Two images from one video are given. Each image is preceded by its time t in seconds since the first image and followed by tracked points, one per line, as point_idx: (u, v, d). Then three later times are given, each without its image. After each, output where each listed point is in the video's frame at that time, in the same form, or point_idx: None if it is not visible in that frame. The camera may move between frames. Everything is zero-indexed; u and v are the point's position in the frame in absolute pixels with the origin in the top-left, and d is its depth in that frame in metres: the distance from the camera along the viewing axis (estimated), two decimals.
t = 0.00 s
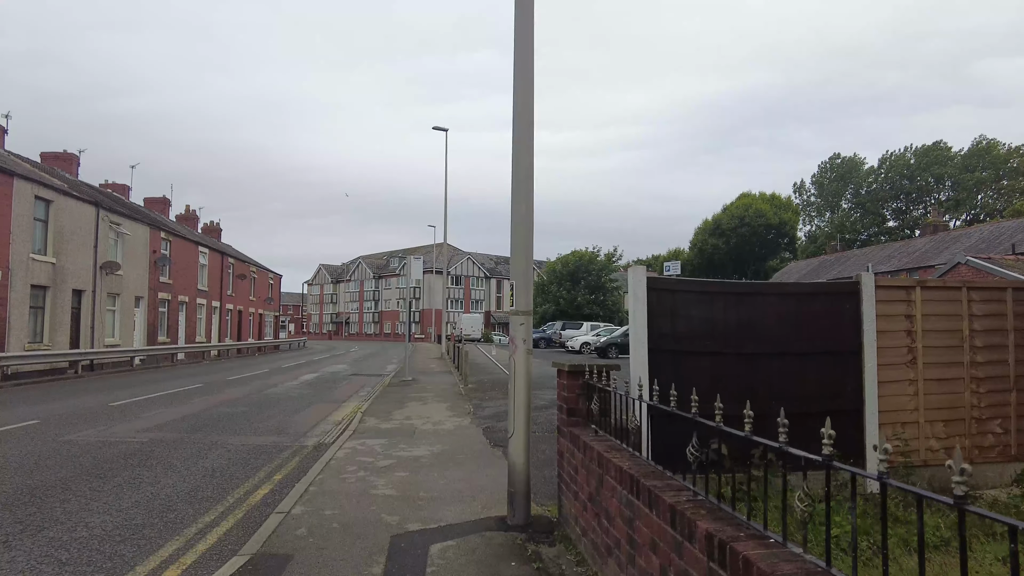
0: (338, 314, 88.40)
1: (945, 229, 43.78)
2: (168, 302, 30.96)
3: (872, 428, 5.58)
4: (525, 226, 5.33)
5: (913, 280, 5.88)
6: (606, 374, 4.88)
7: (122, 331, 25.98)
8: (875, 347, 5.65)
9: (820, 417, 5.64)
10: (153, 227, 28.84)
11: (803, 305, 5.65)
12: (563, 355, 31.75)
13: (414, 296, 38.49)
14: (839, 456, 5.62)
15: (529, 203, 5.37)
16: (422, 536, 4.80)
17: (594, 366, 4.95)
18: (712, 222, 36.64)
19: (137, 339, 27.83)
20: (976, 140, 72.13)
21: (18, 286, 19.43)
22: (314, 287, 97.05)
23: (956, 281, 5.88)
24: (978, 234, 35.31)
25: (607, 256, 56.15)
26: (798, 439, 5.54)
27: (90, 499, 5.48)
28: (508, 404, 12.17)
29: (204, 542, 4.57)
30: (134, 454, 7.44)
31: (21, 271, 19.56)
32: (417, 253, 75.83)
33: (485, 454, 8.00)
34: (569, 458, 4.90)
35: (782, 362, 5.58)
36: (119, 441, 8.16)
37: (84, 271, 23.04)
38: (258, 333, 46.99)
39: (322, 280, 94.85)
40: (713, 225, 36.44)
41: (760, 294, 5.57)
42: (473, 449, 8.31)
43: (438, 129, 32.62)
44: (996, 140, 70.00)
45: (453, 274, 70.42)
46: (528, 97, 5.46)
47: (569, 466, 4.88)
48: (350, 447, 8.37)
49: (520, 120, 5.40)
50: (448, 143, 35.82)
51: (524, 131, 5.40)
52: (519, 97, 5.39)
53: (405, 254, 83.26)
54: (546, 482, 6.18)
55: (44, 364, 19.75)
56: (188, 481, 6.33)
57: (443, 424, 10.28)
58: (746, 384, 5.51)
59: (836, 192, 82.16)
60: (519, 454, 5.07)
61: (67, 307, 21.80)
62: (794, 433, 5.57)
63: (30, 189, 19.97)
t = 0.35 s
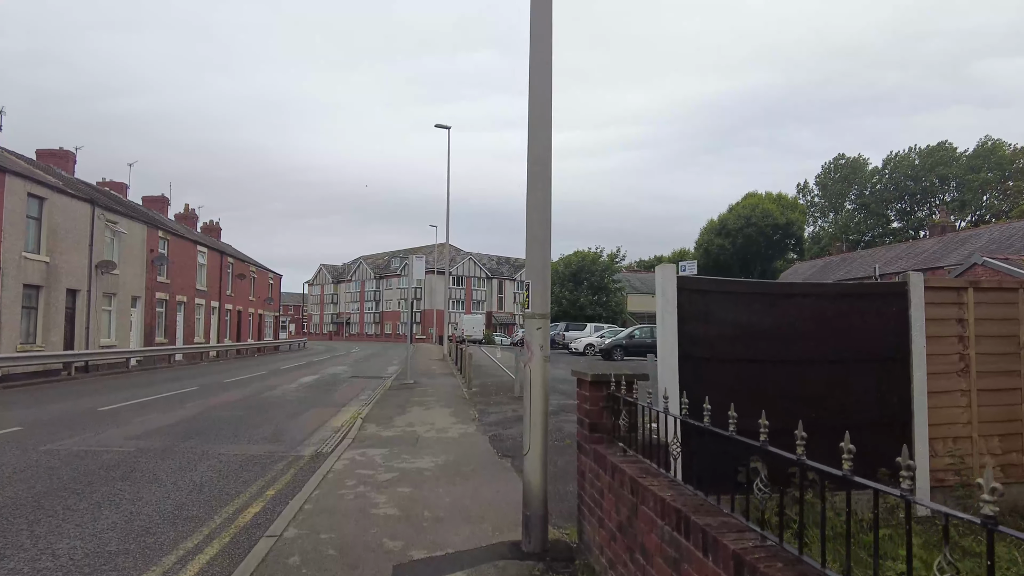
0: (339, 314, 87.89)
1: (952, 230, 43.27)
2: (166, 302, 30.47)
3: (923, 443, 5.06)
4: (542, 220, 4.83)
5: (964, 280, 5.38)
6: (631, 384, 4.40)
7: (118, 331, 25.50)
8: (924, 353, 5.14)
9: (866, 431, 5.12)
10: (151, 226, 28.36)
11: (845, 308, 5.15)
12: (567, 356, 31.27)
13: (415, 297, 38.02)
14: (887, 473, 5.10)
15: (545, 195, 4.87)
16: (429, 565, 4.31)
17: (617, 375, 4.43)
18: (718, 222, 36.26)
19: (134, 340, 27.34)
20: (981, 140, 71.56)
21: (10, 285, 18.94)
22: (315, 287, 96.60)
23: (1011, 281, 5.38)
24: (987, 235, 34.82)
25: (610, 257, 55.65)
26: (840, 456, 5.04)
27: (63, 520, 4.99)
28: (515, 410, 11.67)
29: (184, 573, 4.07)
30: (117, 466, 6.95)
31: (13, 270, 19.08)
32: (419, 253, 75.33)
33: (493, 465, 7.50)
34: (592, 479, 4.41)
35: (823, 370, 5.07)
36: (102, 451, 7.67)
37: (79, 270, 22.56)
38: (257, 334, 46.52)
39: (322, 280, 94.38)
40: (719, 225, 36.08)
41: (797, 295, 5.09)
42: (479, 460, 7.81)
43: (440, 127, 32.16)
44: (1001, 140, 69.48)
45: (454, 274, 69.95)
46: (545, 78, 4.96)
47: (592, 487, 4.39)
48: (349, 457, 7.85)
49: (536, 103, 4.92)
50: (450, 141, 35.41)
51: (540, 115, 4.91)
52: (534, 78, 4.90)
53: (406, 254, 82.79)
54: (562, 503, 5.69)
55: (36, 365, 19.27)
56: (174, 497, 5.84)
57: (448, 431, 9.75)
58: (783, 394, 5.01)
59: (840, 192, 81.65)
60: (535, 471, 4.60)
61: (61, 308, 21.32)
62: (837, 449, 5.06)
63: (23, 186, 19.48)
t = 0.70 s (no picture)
0: (338, 313, 87.35)
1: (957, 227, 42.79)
2: (160, 300, 29.97)
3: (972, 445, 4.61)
4: (553, 201, 4.34)
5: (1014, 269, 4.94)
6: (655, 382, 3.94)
7: (111, 330, 25.00)
8: (972, 347, 4.70)
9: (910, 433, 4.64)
10: (145, 222, 27.87)
11: (883, 299, 4.71)
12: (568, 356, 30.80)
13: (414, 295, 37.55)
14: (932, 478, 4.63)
15: (558, 171, 4.38)
16: None
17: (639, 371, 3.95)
18: (720, 219, 35.91)
19: (127, 339, 26.84)
20: (983, 138, 71.12)
21: None
22: (314, 287, 96.15)
23: None
24: (993, 232, 34.36)
25: (611, 255, 55.15)
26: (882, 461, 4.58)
27: (23, 532, 4.53)
28: (519, 410, 11.18)
29: None
30: (93, 470, 6.47)
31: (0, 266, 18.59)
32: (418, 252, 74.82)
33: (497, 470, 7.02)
34: (609, 491, 3.92)
35: (863, 366, 4.62)
36: (79, 454, 7.18)
37: (70, 267, 22.06)
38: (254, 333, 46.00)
39: (321, 279, 93.79)
40: (722, 222, 35.74)
41: (834, 284, 4.65)
42: (482, 464, 7.33)
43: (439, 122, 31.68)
44: (1004, 138, 69.02)
45: (454, 273, 69.48)
46: (555, 43, 4.46)
47: (610, 501, 3.90)
48: (343, 461, 7.38)
49: (546, 72, 4.44)
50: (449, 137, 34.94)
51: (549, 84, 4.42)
52: (545, 44, 4.43)
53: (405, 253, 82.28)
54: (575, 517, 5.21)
55: (24, 364, 18.79)
56: (151, 504, 5.37)
57: (448, 433, 9.27)
58: (818, 392, 4.56)
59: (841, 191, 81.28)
60: (546, 479, 4.13)
61: (50, 305, 20.85)
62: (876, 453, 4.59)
63: (11, 180, 18.99)
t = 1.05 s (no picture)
0: (336, 313, 86.81)
1: (962, 226, 42.38)
2: (156, 301, 29.46)
3: None
4: (574, 190, 3.85)
5: None
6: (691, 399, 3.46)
7: (104, 331, 24.46)
8: None
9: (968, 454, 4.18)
10: (139, 222, 27.36)
11: (940, 302, 4.22)
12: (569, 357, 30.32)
13: (413, 295, 37.06)
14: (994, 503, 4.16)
15: (580, 156, 3.89)
16: None
17: (676, 386, 3.45)
18: (724, 218, 35.50)
19: (121, 340, 26.33)
20: (985, 137, 70.78)
21: None
22: (312, 287, 95.61)
23: None
24: (1000, 232, 33.93)
25: (612, 255, 54.68)
26: (940, 483, 4.13)
27: None
28: (524, 417, 10.67)
29: None
30: (67, 486, 5.98)
31: None
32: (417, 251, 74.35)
33: (504, 484, 6.52)
34: (640, 522, 3.46)
35: (921, 378, 4.14)
36: (56, 467, 6.70)
37: (61, 267, 21.56)
38: (252, 334, 45.51)
39: (319, 279, 93.19)
40: (725, 221, 35.33)
41: (886, 285, 4.16)
42: (488, 477, 6.84)
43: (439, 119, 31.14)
44: (1006, 137, 68.61)
45: (453, 273, 69.01)
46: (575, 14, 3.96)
47: (642, 534, 3.43)
48: (338, 475, 6.89)
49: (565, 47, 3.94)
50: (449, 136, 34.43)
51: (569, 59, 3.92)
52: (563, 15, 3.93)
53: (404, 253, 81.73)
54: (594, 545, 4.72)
55: (14, 367, 18.29)
56: (125, 527, 4.88)
57: (451, 442, 8.76)
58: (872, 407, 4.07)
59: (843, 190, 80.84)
60: (568, 507, 3.66)
61: (41, 306, 20.35)
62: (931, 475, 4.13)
63: None
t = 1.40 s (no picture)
0: (338, 315, 86.36)
1: (971, 227, 41.87)
2: (154, 302, 28.99)
3: None
4: (608, 163, 3.33)
5: None
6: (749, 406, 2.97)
7: (101, 332, 24.00)
8: None
9: None
10: (138, 221, 26.89)
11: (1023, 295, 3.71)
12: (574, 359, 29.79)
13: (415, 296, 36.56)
14: None
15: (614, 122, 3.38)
16: None
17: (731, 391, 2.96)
18: (731, 218, 35.02)
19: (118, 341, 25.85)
20: (992, 137, 70.26)
21: None
22: (314, 289, 95.18)
23: None
24: (1011, 232, 33.42)
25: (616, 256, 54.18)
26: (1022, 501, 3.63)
27: None
28: (534, 422, 10.13)
29: None
30: (42, 498, 5.47)
31: None
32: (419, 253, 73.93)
33: (517, 497, 6.00)
34: (691, 549, 2.97)
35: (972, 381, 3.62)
36: (34, 477, 6.20)
37: (57, 266, 21.09)
38: (252, 335, 45.05)
39: (321, 280, 92.79)
40: (733, 222, 34.86)
41: (963, 277, 3.67)
42: (499, 489, 6.32)
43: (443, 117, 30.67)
44: (1012, 138, 68.11)
45: (456, 274, 68.55)
46: None
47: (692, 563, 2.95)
48: (338, 486, 6.36)
49: None
50: (452, 135, 33.99)
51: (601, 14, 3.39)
52: None
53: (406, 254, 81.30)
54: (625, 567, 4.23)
55: (7, 369, 17.82)
56: (98, 548, 4.36)
57: (456, 450, 8.19)
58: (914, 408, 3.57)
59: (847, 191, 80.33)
60: (602, 532, 3.17)
61: (35, 306, 19.89)
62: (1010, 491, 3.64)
63: None
